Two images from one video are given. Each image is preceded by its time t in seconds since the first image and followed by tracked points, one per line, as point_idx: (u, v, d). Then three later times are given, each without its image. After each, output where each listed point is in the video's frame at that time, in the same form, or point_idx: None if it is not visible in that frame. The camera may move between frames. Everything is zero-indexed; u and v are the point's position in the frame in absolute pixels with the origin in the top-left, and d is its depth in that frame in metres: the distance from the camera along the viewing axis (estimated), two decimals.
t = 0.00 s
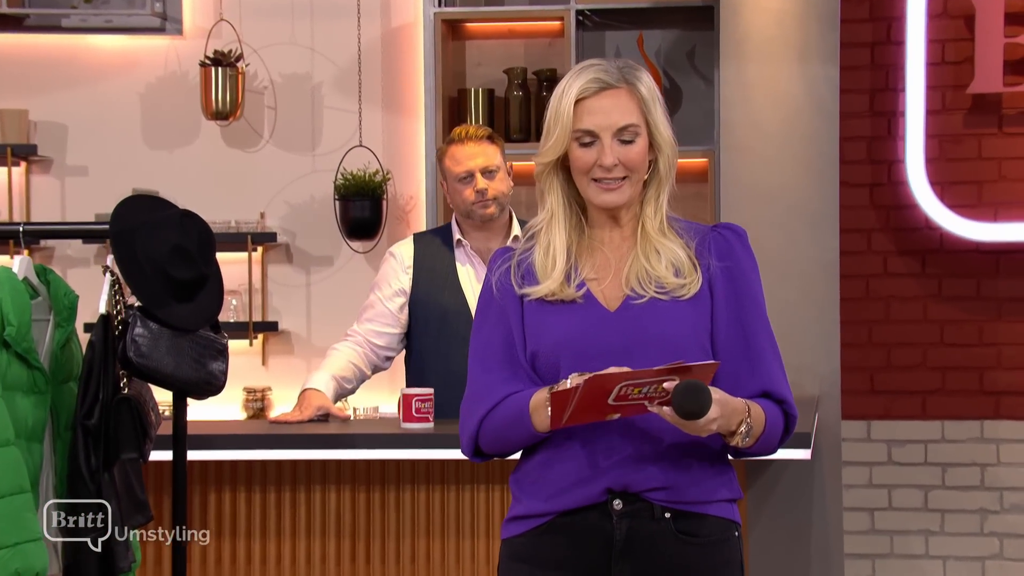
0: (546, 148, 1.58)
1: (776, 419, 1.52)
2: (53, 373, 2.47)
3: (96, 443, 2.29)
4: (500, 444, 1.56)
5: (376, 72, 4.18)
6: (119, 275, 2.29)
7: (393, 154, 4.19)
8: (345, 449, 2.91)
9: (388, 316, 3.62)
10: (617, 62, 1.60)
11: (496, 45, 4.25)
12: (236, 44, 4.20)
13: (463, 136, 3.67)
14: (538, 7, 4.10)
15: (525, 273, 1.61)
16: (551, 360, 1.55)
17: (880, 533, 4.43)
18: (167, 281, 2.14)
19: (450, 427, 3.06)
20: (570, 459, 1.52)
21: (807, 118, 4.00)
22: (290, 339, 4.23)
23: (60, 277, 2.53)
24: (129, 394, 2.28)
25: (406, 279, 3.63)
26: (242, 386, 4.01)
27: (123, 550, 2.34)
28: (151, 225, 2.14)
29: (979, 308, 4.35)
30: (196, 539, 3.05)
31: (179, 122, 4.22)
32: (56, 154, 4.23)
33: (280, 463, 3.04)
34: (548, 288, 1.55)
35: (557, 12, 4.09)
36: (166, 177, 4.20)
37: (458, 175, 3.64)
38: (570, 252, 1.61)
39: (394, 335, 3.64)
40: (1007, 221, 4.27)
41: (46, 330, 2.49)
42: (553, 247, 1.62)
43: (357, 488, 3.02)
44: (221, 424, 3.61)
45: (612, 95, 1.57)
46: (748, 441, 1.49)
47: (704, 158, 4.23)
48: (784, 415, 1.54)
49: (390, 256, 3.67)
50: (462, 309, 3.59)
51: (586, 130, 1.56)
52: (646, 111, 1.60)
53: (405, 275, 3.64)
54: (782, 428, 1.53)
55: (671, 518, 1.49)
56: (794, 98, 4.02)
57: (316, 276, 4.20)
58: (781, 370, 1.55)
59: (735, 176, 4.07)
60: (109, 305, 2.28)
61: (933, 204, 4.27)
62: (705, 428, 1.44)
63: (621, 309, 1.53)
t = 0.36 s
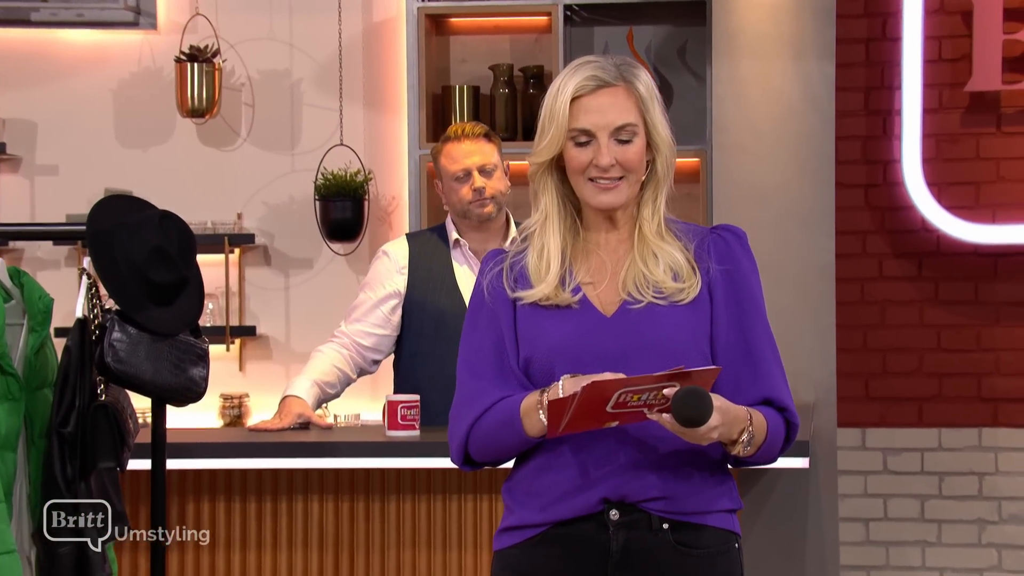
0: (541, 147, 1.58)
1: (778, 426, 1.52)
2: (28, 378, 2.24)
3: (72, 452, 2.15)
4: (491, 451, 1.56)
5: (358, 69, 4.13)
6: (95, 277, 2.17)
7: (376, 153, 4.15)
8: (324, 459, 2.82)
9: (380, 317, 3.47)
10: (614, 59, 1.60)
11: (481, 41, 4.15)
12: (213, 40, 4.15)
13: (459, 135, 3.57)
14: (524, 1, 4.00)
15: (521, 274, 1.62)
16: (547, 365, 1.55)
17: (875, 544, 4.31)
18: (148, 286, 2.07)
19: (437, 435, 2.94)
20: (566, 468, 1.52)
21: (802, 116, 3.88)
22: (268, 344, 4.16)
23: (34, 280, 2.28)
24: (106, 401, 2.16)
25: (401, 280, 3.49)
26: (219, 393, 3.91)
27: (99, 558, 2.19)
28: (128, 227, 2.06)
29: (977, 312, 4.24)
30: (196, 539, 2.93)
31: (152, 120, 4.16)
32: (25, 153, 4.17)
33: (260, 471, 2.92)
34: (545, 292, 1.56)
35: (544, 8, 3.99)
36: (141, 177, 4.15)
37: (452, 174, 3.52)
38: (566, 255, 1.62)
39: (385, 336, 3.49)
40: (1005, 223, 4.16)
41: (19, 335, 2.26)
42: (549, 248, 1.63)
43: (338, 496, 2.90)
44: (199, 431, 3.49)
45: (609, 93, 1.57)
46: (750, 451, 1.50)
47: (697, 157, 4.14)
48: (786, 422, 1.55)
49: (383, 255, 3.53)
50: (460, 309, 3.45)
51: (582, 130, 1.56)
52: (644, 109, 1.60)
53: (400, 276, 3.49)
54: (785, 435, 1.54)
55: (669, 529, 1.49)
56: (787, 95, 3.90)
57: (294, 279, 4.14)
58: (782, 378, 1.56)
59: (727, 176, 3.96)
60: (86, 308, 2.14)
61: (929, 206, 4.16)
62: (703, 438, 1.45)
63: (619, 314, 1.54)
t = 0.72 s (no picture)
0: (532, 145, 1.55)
1: (776, 433, 1.49)
2: None
3: (46, 461, 1.97)
4: (481, 461, 1.51)
5: (337, 64, 4.09)
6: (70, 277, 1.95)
7: (356, 150, 4.10)
8: (307, 467, 2.69)
9: (366, 315, 3.33)
10: (608, 55, 1.57)
11: (466, 36, 4.06)
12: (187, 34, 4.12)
13: (454, 131, 3.47)
14: None
15: (511, 277, 1.57)
16: (538, 371, 1.51)
17: (869, 555, 4.18)
18: (124, 290, 1.88)
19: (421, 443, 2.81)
20: (559, 477, 1.48)
21: (797, 115, 3.77)
22: (244, 347, 4.11)
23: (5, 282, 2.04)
24: (82, 407, 1.98)
25: (387, 276, 3.35)
26: (193, 399, 3.80)
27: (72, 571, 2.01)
28: (103, 226, 1.87)
29: (974, 316, 4.13)
30: (195, 539, 2.78)
31: (125, 118, 4.13)
32: None
33: (238, 480, 2.77)
34: (536, 295, 1.52)
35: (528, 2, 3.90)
36: (113, 175, 4.12)
37: (445, 172, 3.43)
38: (557, 257, 1.58)
39: (369, 335, 3.35)
40: (1003, 223, 4.06)
41: None
42: (540, 251, 1.59)
43: (319, 506, 2.75)
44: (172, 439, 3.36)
45: (604, 90, 1.53)
46: (748, 461, 1.47)
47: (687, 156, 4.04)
48: (785, 431, 1.52)
49: (369, 251, 3.40)
50: (448, 313, 3.32)
51: (576, 127, 1.53)
52: (639, 107, 1.57)
53: (387, 273, 3.36)
54: (783, 444, 1.50)
55: (665, 539, 1.46)
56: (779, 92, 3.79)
57: (271, 281, 4.10)
58: (781, 385, 1.52)
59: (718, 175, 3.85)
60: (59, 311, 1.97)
61: (925, 206, 4.05)
62: (701, 446, 1.42)
63: (612, 318, 1.50)
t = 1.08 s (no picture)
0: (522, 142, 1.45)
1: (772, 441, 1.40)
2: None
3: (21, 467, 2.08)
4: (475, 471, 1.42)
5: (317, 58, 4.04)
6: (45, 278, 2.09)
7: (334, 146, 4.05)
8: (289, 475, 2.58)
9: (346, 317, 3.21)
10: (601, 50, 1.47)
11: (449, 31, 3.99)
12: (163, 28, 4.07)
13: (440, 128, 3.33)
14: None
15: (500, 279, 1.48)
16: (527, 376, 1.42)
17: (862, 564, 4.09)
18: (100, 289, 2.04)
19: (407, 450, 2.69)
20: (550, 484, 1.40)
21: (791, 114, 3.67)
22: (220, 350, 4.06)
23: None
24: (57, 412, 2.10)
25: (368, 277, 3.25)
26: (169, 405, 3.70)
27: None
28: (78, 226, 2.02)
29: (971, 319, 4.03)
30: (195, 539, 2.65)
31: (100, 115, 4.09)
32: None
33: (218, 488, 2.64)
34: (525, 297, 1.42)
35: None
36: (88, 171, 4.08)
37: (428, 170, 3.28)
38: (547, 258, 1.49)
39: (349, 337, 3.23)
40: (1000, 223, 3.96)
41: None
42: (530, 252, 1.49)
43: (303, 513, 2.62)
44: (147, 445, 3.23)
45: (597, 86, 1.44)
46: (744, 470, 1.38)
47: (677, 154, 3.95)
48: (779, 438, 1.43)
49: (349, 251, 3.29)
50: (430, 315, 3.22)
51: (568, 124, 1.44)
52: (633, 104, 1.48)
53: (367, 274, 3.26)
54: (776, 452, 1.41)
55: (657, 549, 1.37)
56: (772, 89, 3.69)
57: (249, 283, 4.05)
58: (776, 390, 1.43)
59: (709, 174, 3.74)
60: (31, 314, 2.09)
61: (921, 206, 3.94)
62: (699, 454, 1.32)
63: (603, 321, 1.41)
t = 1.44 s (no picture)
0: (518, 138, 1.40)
1: (770, 448, 1.36)
2: None
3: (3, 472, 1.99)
4: (464, 474, 1.37)
5: (302, 55, 3.99)
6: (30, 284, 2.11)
7: (320, 146, 4.00)
8: (277, 479, 2.51)
9: (321, 323, 3.15)
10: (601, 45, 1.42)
11: (437, 29, 3.94)
12: (144, 25, 4.01)
13: (411, 126, 3.27)
14: None
15: (494, 280, 1.43)
16: (521, 379, 1.37)
17: (855, 569, 4.04)
18: (85, 289, 2.07)
19: (397, 454, 2.63)
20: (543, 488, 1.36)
21: (784, 114, 3.62)
22: (204, 353, 4.01)
23: None
24: (42, 417, 2.05)
25: (342, 281, 3.19)
26: (152, 408, 3.64)
27: None
28: (63, 227, 2.06)
29: (964, 321, 3.99)
30: (194, 539, 2.57)
31: (82, 113, 4.03)
32: None
33: (204, 493, 2.57)
34: (520, 300, 1.38)
35: None
36: (70, 171, 4.03)
37: (401, 168, 3.22)
38: (541, 258, 1.44)
39: (326, 343, 3.17)
40: (995, 224, 3.91)
41: None
42: (525, 251, 1.44)
43: (292, 519, 2.55)
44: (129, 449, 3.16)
45: (597, 82, 1.39)
46: (742, 476, 1.34)
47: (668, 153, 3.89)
48: (777, 443, 1.38)
49: (321, 255, 3.23)
50: (406, 315, 3.18)
51: (565, 119, 1.38)
52: (632, 101, 1.42)
53: (340, 278, 3.19)
54: (774, 457, 1.37)
55: (652, 554, 1.33)
56: (766, 87, 3.63)
57: (233, 284, 3.99)
58: (775, 394, 1.39)
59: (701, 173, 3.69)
60: (18, 316, 2.06)
61: (916, 207, 3.90)
62: (697, 460, 1.28)
63: (598, 323, 1.36)
